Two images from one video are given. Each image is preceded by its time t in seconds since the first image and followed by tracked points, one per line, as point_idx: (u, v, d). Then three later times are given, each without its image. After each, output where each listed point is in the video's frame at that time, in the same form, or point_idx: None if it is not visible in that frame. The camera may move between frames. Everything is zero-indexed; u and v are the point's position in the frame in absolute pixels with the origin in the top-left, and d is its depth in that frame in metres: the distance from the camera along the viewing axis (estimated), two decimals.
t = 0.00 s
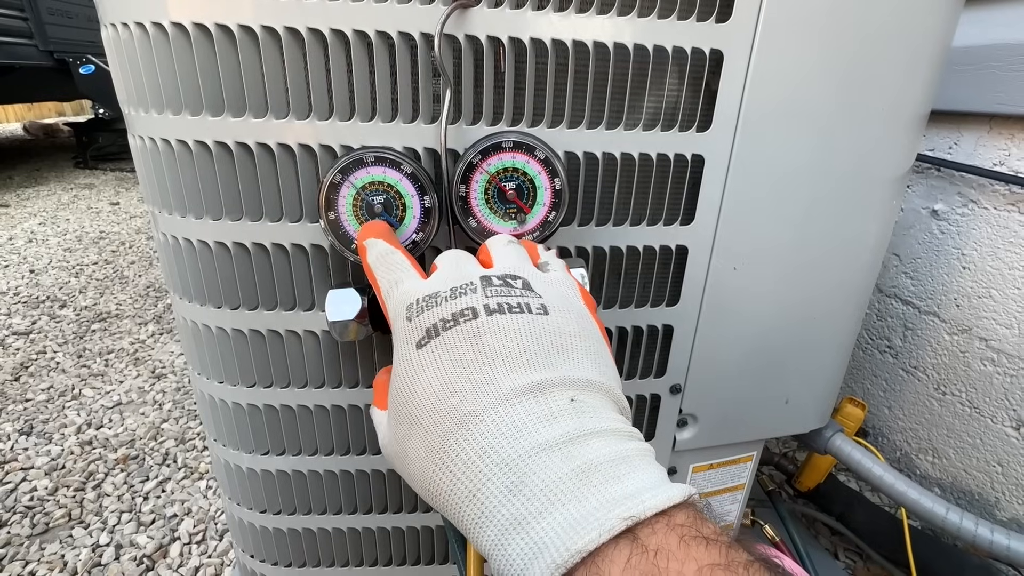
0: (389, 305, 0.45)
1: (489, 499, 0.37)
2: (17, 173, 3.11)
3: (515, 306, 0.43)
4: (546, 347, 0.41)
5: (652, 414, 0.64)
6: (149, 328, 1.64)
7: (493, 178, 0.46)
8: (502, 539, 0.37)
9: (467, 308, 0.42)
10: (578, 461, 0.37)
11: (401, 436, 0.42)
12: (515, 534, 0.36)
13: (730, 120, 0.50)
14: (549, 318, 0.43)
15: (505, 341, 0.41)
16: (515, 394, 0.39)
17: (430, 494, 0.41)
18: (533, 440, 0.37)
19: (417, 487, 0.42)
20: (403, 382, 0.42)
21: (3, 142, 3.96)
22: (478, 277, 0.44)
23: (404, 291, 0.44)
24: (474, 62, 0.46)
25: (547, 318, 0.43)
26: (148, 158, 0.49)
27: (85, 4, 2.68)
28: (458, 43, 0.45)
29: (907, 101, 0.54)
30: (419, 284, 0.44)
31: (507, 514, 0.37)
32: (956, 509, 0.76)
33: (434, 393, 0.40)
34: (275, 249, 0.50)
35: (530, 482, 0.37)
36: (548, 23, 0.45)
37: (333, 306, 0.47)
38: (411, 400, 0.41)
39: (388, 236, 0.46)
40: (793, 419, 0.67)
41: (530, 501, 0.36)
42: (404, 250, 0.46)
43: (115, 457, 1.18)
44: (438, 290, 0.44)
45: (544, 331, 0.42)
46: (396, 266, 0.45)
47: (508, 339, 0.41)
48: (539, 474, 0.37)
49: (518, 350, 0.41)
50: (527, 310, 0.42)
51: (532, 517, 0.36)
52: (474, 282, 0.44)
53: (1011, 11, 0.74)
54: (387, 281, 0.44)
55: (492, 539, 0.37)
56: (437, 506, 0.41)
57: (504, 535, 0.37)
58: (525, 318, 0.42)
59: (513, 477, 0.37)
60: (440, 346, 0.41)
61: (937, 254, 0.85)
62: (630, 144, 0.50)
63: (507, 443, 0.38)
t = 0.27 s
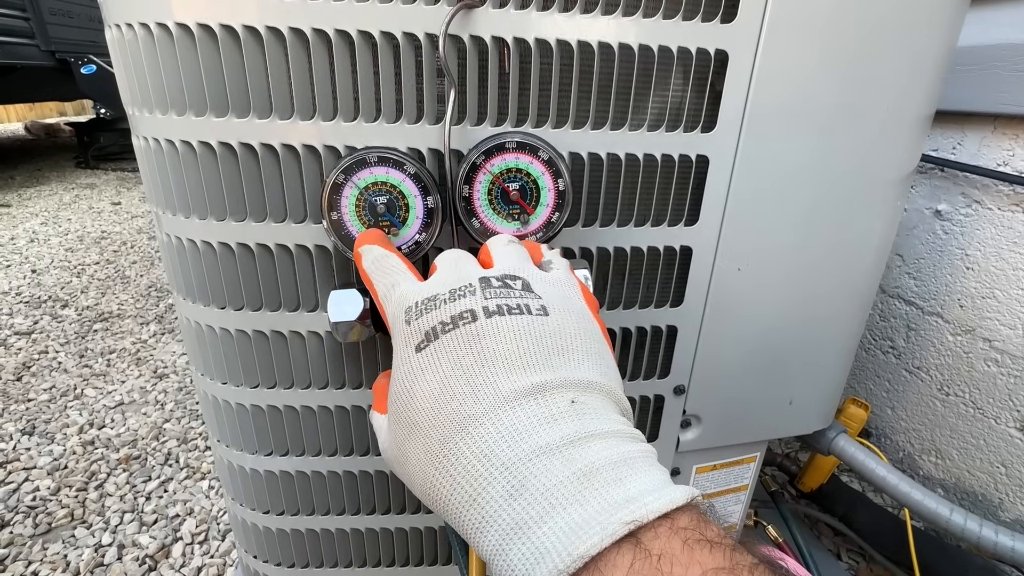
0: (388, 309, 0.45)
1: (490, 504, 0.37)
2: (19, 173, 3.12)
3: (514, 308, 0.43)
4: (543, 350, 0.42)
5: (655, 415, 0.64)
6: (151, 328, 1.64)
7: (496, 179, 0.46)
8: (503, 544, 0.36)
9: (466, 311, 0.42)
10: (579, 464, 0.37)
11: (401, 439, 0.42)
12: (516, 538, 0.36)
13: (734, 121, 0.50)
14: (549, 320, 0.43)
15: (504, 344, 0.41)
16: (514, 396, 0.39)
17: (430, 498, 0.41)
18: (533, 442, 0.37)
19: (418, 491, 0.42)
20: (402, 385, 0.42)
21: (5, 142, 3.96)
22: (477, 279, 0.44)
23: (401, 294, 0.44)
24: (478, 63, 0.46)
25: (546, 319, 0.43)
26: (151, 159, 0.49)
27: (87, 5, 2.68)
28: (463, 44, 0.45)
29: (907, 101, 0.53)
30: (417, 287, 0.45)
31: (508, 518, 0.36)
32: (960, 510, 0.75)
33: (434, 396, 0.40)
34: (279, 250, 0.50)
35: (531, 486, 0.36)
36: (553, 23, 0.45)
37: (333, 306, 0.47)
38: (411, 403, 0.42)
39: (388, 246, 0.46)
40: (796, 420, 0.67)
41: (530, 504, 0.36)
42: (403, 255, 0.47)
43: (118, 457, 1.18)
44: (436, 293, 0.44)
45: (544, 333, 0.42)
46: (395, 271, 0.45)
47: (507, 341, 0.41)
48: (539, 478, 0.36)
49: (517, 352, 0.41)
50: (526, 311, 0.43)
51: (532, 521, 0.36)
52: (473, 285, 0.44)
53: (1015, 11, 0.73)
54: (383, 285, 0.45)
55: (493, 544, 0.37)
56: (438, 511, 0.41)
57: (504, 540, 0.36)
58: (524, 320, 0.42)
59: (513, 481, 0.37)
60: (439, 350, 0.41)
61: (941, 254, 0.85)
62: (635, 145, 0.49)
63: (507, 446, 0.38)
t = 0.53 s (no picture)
0: (405, 275, 0.41)
1: (524, 516, 0.36)
2: (20, 172, 3.12)
3: (557, 292, 0.39)
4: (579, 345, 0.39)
5: (659, 415, 0.64)
6: (152, 327, 1.64)
7: (499, 177, 0.47)
8: (535, 556, 0.36)
9: (505, 293, 0.38)
10: (619, 481, 0.37)
11: (418, 429, 0.40)
12: (551, 552, 0.36)
13: (740, 119, 0.50)
14: (589, 310, 0.40)
15: (546, 339, 0.38)
16: (558, 404, 0.37)
17: (446, 492, 0.39)
18: (574, 457, 0.36)
19: (430, 481, 0.40)
20: (426, 371, 0.39)
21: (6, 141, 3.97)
22: (515, 248, 0.40)
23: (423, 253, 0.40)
24: (482, 61, 0.45)
25: (586, 308, 0.40)
26: (153, 157, 0.48)
27: (88, 4, 2.68)
28: (467, 41, 0.45)
29: (910, 99, 0.53)
30: (440, 244, 0.40)
31: (544, 533, 0.36)
32: (966, 511, 0.75)
33: (466, 396, 0.37)
34: (281, 249, 0.49)
35: (571, 503, 0.36)
36: (558, 20, 0.44)
37: (334, 306, 0.47)
38: (434, 394, 0.38)
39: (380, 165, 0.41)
40: (801, 420, 0.67)
41: (571, 521, 0.36)
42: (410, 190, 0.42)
43: (119, 456, 1.18)
44: (468, 261, 0.39)
45: (584, 326, 0.39)
46: (409, 220, 0.40)
47: (551, 338, 0.38)
48: (580, 495, 0.36)
49: (559, 352, 0.38)
50: (567, 298, 0.39)
51: (570, 537, 0.36)
52: (511, 257, 0.39)
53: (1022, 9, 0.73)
54: (400, 233, 0.40)
55: (524, 555, 0.37)
56: (452, 504, 0.40)
57: (537, 553, 0.36)
58: (566, 309, 0.39)
59: (552, 495, 0.36)
60: (475, 337, 0.37)
61: (946, 254, 0.85)
62: (639, 143, 0.49)
63: (547, 459, 0.36)
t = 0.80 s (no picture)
0: (433, 287, 0.42)
1: (554, 528, 0.35)
2: (21, 170, 3.11)
3: (584, 305, 0.40)
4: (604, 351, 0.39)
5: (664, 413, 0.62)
6: (152, 324, 1.63)
7: (499, 168, 0.45)
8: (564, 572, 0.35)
9: (533, 302, 0.39)
10: (651, 497, 0.36)
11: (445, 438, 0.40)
12: (580, 569, 0.34)
13: (747, 110, 0.48)
14: (615, 324, 0.41)
15: (573, 348, 0.38)
16: (587, 412, 0.36)
17: (473, 505, 0.39)
18: (603, 467, 0.35)
19: (456, 494, 0.40)
20: (452, 378, 0.39)
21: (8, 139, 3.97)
22: (543, 261, 0.41)
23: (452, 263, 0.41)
24: (482, 49, 0.44)
25: (612, 322, 0.41)
26: (145, 148, 0.47)
27: None
28: (466, 28, 0.43)
29: (917, 91, 0.51)
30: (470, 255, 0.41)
31: (573, 546, 0.34)
32: (976, 512, 0.73)
33: (494, 402, 0.37)
34: (276, 242, 0.48)
35: (601, 515, 0.35)
36: (561, 7, 0.43)
37: (331, 300, 0.46)
38: (461, 403, 0.38)
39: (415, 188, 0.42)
40: (807, 419, 0.66)
41: (602, 535, 0.34)
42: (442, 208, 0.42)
43: (118, 454, 1.17)
44: (497, 271, 0.40)
45: (610, 337, 0.40)
46: (440, 231, 0.41)
47: (579, 347, 0.38)
48: (610, 508, 0.35)
49: (588, 362, 0.38)
50: (594, 311, 0.40)
51: (600, 553, 0.34)
52: (540, 269, 0.40)
53: None
54: (431, 247, 0.41)
55: (552, 570, 0.35)
56: (480, 520, 0.39)
57: (566, 568, 0.35)
58: (594, 321, 0.40)
59: (582, 506, 0.35)
60: (501, 342, 0.38)
61: (954, 250, 0.83)
62: (644, 134, 0.48)
63: (576, 469, 0.35)
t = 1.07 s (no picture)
0: (412, 333, 0.44)
1: (525, 541, 0.36)
2: (20, 171, 3.11)
3: (545, 334, 0.42)
4: (566, 370, 0.40)
5: (660, 416, 0.63)
6: (152, 325, 1.63)
7: (497, 174, 0.45)
8: None
9: (498, 337, 0.41)
10: (615, 502, 0.36)
11: (427, 466, 0.41)
12: None
13: (741, 115, 0.49)
14: (578, 348, 0.42)
15: (538, 373, 0.40)
16: (549, 429, 0.38)
17: (459, 534, 0.39)
18: (568, 477, 0.36)
19: (446, 525, 0.40)
20: (432, 410, 0.41)
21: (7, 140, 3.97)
22: (506, 302, 0.43)
23: (425, 315, 0.43)
24: (480, 56, 0.45)
25: (575, 347, 0.42)
26: (147, 152, 0.48)
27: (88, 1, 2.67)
28: (464, 36, 0.44)
29: (912, 96, 0.52)
30: (441, 308, 0.43)
31: (544, 557, 0.35)
32: (970, 513, 0.74)
33: (466, 426, 0.39)
34: (276, 247, 0.49)
35: (568, 522, 0.35)
36: (558, 14, 0.44)
37: (331, 304, 0.46)
38: (441, 432, 0.40)
39: (396, 251, 0.45)
40: (803, 421, 0.66)
41: (567, 542, 0.35)
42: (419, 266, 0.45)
43: (117, 455, 1.18)
44: (464, 315, 0.42)
45: (575, 361, 0.41)
46: (415, 287, 0.44)
47: (541, 370, 0.40)
48: (576, 515, 0.35)
49: (551, 382, 0.39)
50: (556, 339, 0.42)
51: (569, 560, 0.34)
52: (503, 308, 0.42)
53: None
54: (407, 303, 0.44)
55: None
56: (468, 548, 0.39)
57: None
58: (557, 348, 0.41)
59: (550, 516, 0.35)
60: (471, 375, 0.40)
61: (949, 253, 0.84)
62: (640, 139, 0.48)
63: (544, 481, 0.36)
